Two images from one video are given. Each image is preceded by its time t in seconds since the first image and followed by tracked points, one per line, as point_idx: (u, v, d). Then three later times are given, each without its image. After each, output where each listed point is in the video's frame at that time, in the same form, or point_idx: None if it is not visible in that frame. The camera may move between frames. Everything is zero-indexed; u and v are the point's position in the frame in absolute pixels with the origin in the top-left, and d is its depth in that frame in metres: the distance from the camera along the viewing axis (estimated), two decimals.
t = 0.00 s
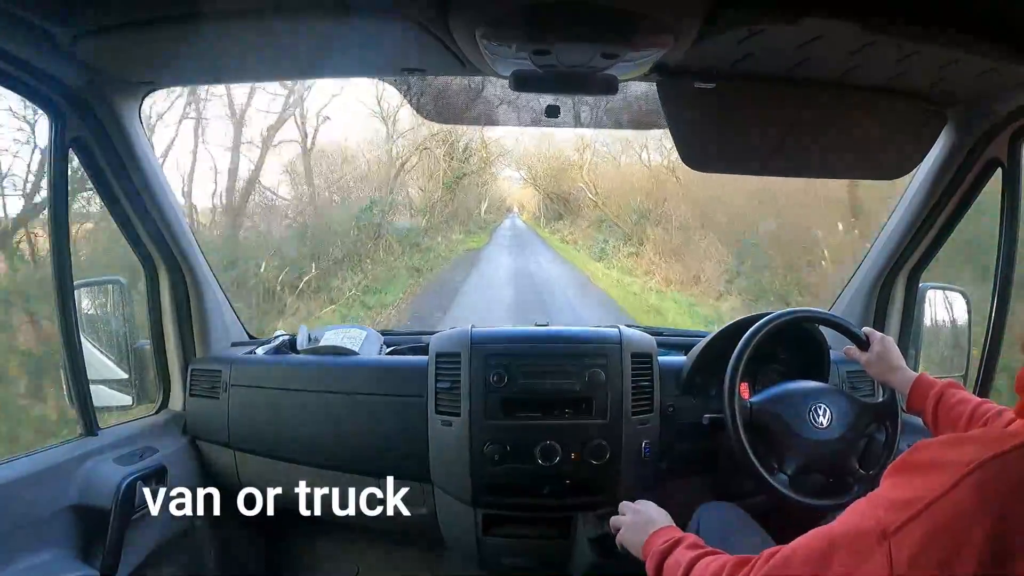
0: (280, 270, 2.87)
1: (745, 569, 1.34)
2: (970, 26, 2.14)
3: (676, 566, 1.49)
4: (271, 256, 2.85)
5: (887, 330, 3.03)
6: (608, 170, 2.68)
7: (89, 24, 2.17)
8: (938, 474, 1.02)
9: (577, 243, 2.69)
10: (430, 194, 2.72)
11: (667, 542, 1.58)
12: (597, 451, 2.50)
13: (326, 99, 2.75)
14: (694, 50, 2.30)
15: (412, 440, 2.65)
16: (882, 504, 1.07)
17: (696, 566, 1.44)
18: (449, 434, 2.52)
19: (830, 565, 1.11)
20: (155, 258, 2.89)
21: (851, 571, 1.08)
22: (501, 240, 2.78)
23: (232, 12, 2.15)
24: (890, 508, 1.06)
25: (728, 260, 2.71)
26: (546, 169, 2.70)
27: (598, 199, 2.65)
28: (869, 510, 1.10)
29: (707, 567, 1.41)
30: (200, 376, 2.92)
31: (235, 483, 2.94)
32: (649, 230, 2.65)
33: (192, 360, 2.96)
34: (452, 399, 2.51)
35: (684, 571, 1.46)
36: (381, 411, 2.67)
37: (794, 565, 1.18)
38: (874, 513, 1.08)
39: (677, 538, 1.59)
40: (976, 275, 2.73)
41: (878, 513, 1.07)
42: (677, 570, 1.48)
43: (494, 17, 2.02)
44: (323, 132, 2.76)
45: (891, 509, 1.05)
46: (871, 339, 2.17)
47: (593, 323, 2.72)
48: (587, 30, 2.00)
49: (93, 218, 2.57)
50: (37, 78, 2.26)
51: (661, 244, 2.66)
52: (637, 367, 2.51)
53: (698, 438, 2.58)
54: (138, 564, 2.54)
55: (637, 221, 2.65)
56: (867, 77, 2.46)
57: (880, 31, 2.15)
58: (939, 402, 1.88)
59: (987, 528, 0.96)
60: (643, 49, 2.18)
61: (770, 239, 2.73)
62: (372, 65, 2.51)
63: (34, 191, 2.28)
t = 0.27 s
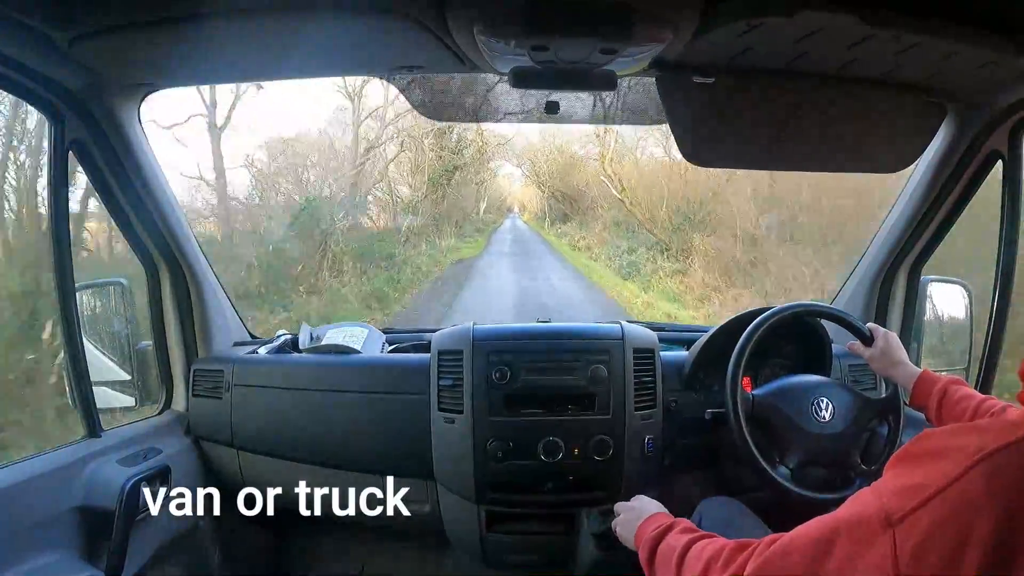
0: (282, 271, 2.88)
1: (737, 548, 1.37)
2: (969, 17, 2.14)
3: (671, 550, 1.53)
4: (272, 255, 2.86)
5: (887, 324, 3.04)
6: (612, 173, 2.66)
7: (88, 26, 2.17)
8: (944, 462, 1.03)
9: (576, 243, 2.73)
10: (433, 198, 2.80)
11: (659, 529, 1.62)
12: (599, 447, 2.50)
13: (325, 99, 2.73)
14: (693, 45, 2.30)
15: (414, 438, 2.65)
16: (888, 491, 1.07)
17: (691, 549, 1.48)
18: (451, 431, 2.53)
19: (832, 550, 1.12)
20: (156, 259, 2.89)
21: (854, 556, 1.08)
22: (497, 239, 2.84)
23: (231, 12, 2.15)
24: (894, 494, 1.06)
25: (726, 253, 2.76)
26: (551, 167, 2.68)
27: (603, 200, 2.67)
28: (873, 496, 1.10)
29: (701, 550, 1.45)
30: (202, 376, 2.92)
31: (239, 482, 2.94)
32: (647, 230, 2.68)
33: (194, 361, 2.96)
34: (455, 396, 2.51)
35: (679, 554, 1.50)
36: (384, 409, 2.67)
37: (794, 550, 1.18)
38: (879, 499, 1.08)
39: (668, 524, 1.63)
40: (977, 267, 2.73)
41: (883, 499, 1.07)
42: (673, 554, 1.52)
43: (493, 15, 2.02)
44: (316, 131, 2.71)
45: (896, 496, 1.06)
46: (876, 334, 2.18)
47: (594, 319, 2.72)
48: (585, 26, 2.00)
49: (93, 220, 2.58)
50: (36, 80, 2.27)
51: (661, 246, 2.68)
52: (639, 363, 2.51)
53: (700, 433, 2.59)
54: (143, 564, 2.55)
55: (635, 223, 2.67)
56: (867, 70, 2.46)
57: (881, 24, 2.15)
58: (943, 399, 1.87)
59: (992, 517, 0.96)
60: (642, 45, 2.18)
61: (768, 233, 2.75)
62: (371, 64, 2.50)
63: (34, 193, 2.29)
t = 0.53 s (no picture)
0: (281, 271, 2.88)
1: (724, 553, 1.38)
2: (970, 18, 2.14)
3: (660, 556, 1.54)
4: (272, 256, 2.86)
5: (887, 325, 3.04)
6: (613, 170, 2.68)
7: (88, 25, 2.17)
8: (944, 469, 1.02)
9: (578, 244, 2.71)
10: (427, 200, 2.76)
11: (646, 535, 1.62)
12: (599, 449, 2.50)
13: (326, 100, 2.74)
14: (693, 45, 2.30)
15: (414, 439, 2.65)
16: (887, 496, 1.07)
17: (682, 553, 1.49)
18: (451, 433, 2.53)
19: (830, 553, 1.12)
20: (155, 260, 2.89)
21: (852, 560, 1.08)
22: (499, 239, 2.81)
23: (231, 12, 2.15)
24: (893, 499, 1.06)
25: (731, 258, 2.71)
26: (558, 164, 2.70)
27: (605, 197, 2.67)
28: (872, 500, 1.10)
29: (691, 554, 1.45)
30: (202, 377, 2.92)
31: (238, 482, 2.94)
32: (650, 229, 2.67)
33: (194, 361, 2.97)
34: (454, 398, 2.51)
35: (668, 557, 1.51)
36: (384, 411, 2.67)
37: (793, 553, 1.19)
38: (877, 504, 1.08)
39: (656, 528, 1.63)
40: (977, 269, 2.73)
41: (882, 504, 1.07)
42: (664, 558, 1.52)
43: (493, 16, 2.02)
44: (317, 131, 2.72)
45: (895, 501, 1.06)
46: (875, 336, 2.18)
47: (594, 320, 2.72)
48: (586, 27, 2.00)
49: (93, 220, 2.58)
50: (36, 80, 2.27)
51: (663, 244, 2.66)
52: (638, 364, 2.51)
53: (700, 435, 2.59)
54: (144, 564, 2.55)
55: (640, 219, 2.67)
56: (867, 72, 2.46)
57: (881, 24, 2.14)
58: (942, 401, 1.88)
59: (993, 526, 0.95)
60: (642, 47, 2.17)
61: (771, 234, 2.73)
62: (371, 64, 2.50)
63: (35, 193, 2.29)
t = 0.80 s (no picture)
0: (282, 270, 2.88)
1: (730, 555, 1.37)
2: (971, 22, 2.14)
3: (664, 559, 1.53)
4: (272, 256, 2.86)
5: (887, 328, 3.04)
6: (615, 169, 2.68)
7: (90, 25, 2.17)
8: (943, 473, 1.02)
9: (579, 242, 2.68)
10: (432, 194, 2.72)
11: (649, 539, 1.61)
12: (599, 450, 2.50)
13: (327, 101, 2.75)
14: (695, 47, 2.30)
15: (414, 440, 2.65)
16: (887, 500, 1.07)
17: (685, 555, 1.48)
18: (450, 434, 2.52)
19: (829, 557, 1.12)
20: (156, 260, 2.89)
21: (853, 565, 1.09)
22: (499, 239, 2.77)
23: (232, 12, 2.15)
24: (893, 504, 1.07)
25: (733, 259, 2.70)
26: (561, 165, 2.69)
27: (609, 197, 2.64)
28: (872, 505, 1.10)
29: (695, 556, 1.45)
30: (202, 376, 2.92)
31: (238, 482, 2.94)
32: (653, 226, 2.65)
33: (194, 361, 2.97)
34: (454, 399, 2.51)
35: (673, 557, 1.50)
36: (383, 411, 2.67)
37: (793, 557, 1.20)
38: (878, 508, 1.08)
39: (660, 532, 1.62)
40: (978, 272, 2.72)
41: (882, 508, 1.07)
42: (666, 559, 1.52)
43: (495, 17, 2.02)
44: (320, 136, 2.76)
45: (895, 505, 1.06)
46: (873, 337, 2.18)
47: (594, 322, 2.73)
48: (587, 28, 2.00)
49: (94, 220, 2.58)
50: (38, 80, 2.27)
51: (666, 241, 2.66)
52: (638, 366, 2.51)
53: (700, 437, 2.59)
54: (143, 564, 2.55)
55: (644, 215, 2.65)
56: (868, 74, 2.46)
57: (882, 28, 2.14)
58: (940, 399, 1.88)
59: (994, 529, 0.95)
60: (643, 49, 2.17)
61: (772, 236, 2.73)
62: (372, 65, 2.50)
63: (36, 193, 2.29)
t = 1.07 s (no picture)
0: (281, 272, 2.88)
1: (737, 556, 1.34)
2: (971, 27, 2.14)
3: (669, 556, 1.49)
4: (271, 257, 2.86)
5: (886, 332, 3.04)
6: (617, 168, 2.68)
7: (90, 25, 2.17)
8: (944, 478, 1.02)
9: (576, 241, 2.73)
10: (432, 191, 2.76)
11: (658, 534, 1.56)
12: (597, 454, 2.50)
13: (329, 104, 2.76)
14: (694, 51, 2.30)
15: (412, 442, 2.65)
16: (888, 505, 1.07)
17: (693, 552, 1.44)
18: (449, 437, 2.52)
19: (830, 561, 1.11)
20: (155, 261, 2.89)
21: (852, 569, 1.08)
22: (500, 239, 2.84)
23: (233, 13, 2.15)
24: (894, 508, 1.06)
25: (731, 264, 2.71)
26: (565, 167, 2.71)
27: (615, 198, 2.66)
28: (872, 509, 1.10)
29: (702, 554, 1.41)
30: (201, 378, 2.92)
31: (236, 484, 2.94)
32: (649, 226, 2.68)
33: (193, 363, 2.97)
34: (452, 402, 2.51)
35: (677, 552, 1.47)
36: (382, 414, 2.67)
37: (793, 560, 1.18)
38: (878, 512, 1.08)
39: (670, 527, 1.58)
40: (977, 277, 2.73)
41: (883, 512, 1.07)
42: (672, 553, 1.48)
43: (495, 20, 2.02)
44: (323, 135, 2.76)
45: (896, 509, 1.05)
46: (872, 341, 2.18)
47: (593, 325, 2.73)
48: (588, 31, 2.00)
49: (93, 220, 2.58)
50: (38, 79, 2.27)
51: (666, 241, 2.67)
52: (636, 370, 2.51)
53: (698, 441, 2.58)
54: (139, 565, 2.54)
55: (641, 216, 2.67)
56: (868, 79, 2.46)
57: (881, 33, 2.15)
58: (939, 401, 1.88)
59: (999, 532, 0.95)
60: (643, 53, 2.17)
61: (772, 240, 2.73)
62: (372, 67, 2.51)
63: (35, 192, 2.29)
